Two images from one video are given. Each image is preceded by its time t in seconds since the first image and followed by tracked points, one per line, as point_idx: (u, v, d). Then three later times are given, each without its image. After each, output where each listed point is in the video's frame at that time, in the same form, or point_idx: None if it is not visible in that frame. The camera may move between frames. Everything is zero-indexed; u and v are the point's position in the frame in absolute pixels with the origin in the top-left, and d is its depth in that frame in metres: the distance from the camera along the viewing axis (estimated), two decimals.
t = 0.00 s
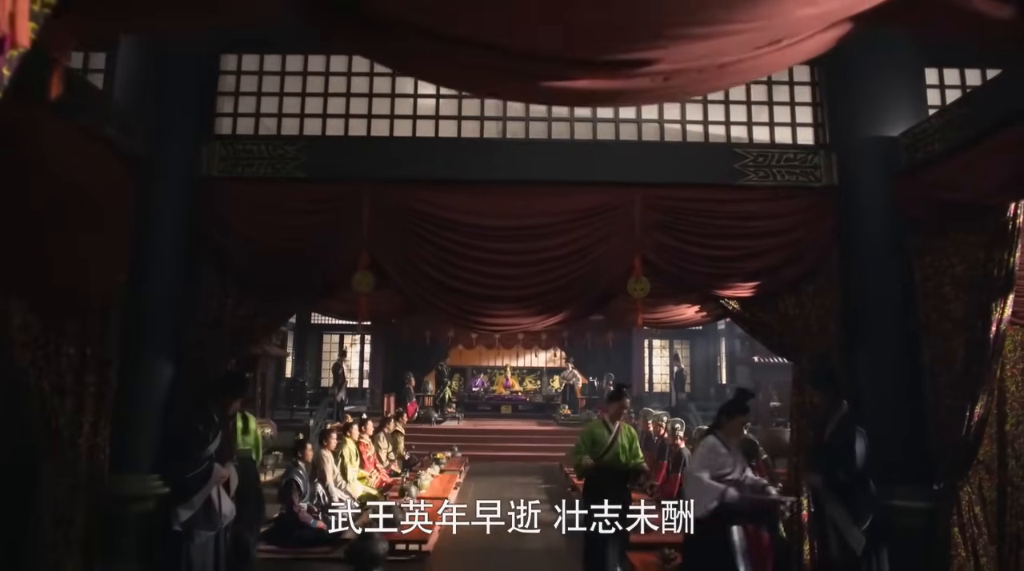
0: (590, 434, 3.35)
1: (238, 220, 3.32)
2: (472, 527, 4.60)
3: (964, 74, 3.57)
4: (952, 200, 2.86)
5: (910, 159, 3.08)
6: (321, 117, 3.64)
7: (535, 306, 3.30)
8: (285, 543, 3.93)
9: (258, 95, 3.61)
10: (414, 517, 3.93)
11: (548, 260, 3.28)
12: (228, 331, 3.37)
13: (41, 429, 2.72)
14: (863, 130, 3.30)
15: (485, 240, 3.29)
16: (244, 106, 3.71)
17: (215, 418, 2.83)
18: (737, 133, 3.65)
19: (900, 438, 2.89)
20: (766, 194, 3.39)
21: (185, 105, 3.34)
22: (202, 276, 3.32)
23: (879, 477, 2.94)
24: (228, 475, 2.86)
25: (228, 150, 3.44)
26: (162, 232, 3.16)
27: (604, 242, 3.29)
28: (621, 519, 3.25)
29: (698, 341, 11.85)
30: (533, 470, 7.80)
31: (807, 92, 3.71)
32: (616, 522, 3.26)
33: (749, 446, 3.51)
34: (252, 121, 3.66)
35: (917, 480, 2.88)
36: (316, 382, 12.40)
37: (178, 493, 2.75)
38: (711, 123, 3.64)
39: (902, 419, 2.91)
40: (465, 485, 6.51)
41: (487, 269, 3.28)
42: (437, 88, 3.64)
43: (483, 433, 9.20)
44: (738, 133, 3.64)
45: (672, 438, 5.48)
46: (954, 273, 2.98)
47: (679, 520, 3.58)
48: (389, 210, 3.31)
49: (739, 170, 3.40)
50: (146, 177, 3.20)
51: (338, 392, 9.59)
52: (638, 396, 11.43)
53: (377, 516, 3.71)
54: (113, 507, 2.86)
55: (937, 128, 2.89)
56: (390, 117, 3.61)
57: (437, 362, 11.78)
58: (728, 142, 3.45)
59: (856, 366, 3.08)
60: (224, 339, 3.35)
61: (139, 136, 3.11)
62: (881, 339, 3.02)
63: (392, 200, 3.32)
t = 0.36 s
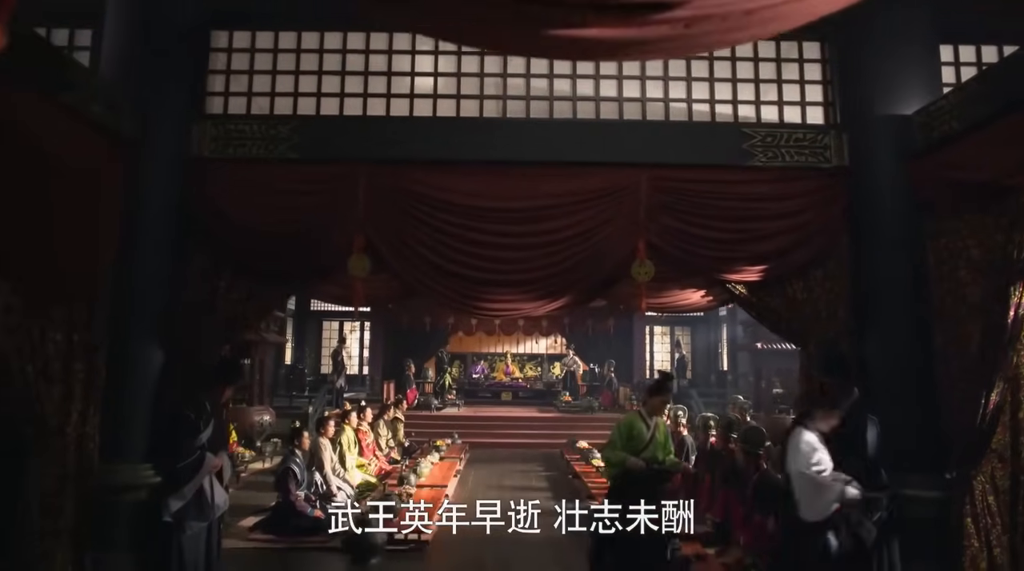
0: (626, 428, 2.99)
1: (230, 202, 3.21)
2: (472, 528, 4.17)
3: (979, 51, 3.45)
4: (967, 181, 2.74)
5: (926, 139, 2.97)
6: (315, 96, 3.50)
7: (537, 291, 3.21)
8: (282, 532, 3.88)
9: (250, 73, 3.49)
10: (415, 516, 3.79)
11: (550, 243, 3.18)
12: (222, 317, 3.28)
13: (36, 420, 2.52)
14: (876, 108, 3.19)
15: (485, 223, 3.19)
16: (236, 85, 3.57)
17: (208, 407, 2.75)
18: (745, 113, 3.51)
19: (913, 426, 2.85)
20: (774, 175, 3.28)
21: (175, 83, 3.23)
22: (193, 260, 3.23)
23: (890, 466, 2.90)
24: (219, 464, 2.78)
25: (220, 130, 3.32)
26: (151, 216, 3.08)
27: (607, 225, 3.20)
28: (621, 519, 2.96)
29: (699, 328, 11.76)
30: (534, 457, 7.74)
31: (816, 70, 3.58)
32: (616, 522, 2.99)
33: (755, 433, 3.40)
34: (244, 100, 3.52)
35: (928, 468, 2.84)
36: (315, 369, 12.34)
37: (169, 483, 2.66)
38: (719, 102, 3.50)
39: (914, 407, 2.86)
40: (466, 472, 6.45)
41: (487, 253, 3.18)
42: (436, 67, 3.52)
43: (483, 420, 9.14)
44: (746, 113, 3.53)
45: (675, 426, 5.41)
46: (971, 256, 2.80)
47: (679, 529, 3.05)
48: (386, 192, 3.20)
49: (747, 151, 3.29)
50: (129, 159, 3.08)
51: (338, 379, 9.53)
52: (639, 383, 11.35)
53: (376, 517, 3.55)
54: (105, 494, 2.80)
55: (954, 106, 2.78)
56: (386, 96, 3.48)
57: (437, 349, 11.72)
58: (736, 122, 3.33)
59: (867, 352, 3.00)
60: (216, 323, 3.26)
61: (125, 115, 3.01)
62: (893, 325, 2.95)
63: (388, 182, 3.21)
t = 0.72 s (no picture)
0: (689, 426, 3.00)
1: (221, 187, 3.11)
2: (472, 527, 3.92)
3: (997, 30, 3.32)
4: (986, 166, 2.64)
5: (943, 121, 2.86)
6: (309, 77, 3.38)
7: (539, 278, 3.11)
8: (279, 525, 3.80)
9: (241, 53, 3.36)
10: (415, 515, 3.71)
11: (552, 230, 3.08)
12: (213, 305, 3.19)
13: (19, 412, 2.44)
14: (889, 89, 3.07)
15: (484, 209, 3.09)
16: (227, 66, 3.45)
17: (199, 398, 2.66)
18: (753, 94, 3.40)
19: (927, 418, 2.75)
20: (783, 159, 3.17)
21: (165, 64, 3.12)
22: (183, 248, 3.13)
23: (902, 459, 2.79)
24: (211, 457, 2.69)
25: (211, 113, 3.21)
26: (141, 202, 2.98)
27: (611, 210, 3.09)
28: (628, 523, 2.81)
29: (700, 317, 11.73)
30: (534, 446, 7.69)
31: (827, 49, 3.44)
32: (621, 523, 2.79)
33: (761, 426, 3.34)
34: (236, 81, 3.39)
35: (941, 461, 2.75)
36: (315, 358, 12.28)
37: (158, 476, 2.59)
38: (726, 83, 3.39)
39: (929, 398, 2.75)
40: (466, 462, 6.39)
41: (487, 240, 3.07)
42: (433, 46, 3.39)
43: (483, 408, 9.08)
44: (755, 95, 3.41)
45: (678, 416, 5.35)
46: (989, 242, 2.71)
47: (678, 523, 3.15)
48: (382, 177, 3.10)
49: (755, 133, 3.18)
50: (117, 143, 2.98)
51: (337, 368, 9.46)
52: (640, 372, 11.29)
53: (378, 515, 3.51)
54: (95, 489, 2.72)
55: (974, 85, 2.67)
56: (381, 76, 3.35)
57: (437, 338, 11.65)
58: (744, 103, 3.22)
59: (880, 343, 2.91)
60: (209, 311, 3.17)
61: (112, 96, 2.90)
62: (906, 313, 2.85)
63: (384, 166, 3.11)
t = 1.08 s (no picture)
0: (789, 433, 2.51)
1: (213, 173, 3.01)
2: (472, 527, 3.79)
3: (1015, 11, 3.21)
4: (1007, 150, 2.54)
5: (960, 104, 2.75)
6: (303, 61, 3.27)
7: (541, 268, 3.00)
8: (275, 521, 3.73)
9: (233, 35, 3.25)
10: (415, 515, 3.63)
11: (555, 218, 2.98)
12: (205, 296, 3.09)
13: None
14: (903, 72, 2.96)
15: (484, 196, 2.99)
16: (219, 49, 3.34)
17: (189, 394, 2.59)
18: (762, 78, 3.29)
19: (944, 413, 2.66)
20: (793, 145, 3.07)
21: (153, 46, 3.00)
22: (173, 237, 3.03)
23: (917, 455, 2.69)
24: (202, 453, 2.64)
25: (201, 97, 3.11)
26: (129, 189, 2.87)
27: (615, 198, 2.99)
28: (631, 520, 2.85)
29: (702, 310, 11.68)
30: (535, 440, 7.61)
31: (839, 32, 3.33)
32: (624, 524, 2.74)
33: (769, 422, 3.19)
34: (228, 65, 3.29)
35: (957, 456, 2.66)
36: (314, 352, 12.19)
37: (146, 473, 2.50)
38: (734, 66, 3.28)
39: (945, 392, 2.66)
40: (465, 456, 6.32)
41: (487, 229, 2.97)
42: (431, 29, 3.28)
43: (484, 401, 9.00)
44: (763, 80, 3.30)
45: (680, 410, 5.28)
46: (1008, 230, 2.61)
47: (678, 524, 3.38)
48: (378, 164, 3.00)
49: (764, 118, 3.07)
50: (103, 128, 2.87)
51: (337, 361, 9.38)
52: (641, 365, 11.22)
53: (378, 514, 3.47)
54: (84, 484, 2.63)
55: (994, 66, 2.57)
56: (378, 60, 3.24)
57: (437, 331, 11.56)
58: (753, 88, 3.11)
59: (893, 335, 2.81)
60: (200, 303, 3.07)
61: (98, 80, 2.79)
62: (921, 304, 2.75)
63: (381, 152, 3.01)
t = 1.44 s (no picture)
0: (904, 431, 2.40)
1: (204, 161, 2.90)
2: (472, 527, 3.72)
3: None
4: None
5: (979, 89, 2.65)
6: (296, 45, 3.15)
7: (542, 259, 2.91)
8: (270, 518, 3.64)
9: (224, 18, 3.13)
10: (415, 514, 3.53)
11: (558, 207, 2.88)
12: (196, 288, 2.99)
13: None
14: (919, 56, 2.85)
15: (484, 185, 2.89)
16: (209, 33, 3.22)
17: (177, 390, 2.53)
18: (772, 63, 3.17)
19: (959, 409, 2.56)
20: (803, 132, 2.96)
21: (140, 28, 2.88)
22: (162, 227, 2.92)
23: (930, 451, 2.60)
24: (191, 451, 2.59)
25: (191, 82, 2.99)
26: (115, 177, 2.75)
27: (620, 187, 2.89)
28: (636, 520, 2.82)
29: (703, 303, 11.64)
30: (536, 435, 7.53)
31: (851, 15, 3.21)
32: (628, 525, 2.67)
33: (778, 419, 3.04)
34: (218, 49, 3.17)
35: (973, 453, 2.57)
36: (313, 345, 12.10)
37: (133, 472, 2.43)
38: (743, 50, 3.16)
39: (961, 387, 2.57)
40: (465, 451, 6.23)
41: (487, 218, 2.88)
42: (429, 11, 3.16)
43: (484, 395, 8.92)
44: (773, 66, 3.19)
45: (684, 404, 5.20)
46: None
47: (677, 524, 3.31)
48: (374, 152, 2.90)
49: (774, 104, 2.96)
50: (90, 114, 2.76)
51: (336, 355, 9.28)
52: (643, 359, 11.13)
53: (379, 514, 3.43)
54: (72, 483, 2.52)
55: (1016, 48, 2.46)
56: (374, 44, 3.12)
57: (437, 325, 11.47)
58: (762, 73, 3.00)
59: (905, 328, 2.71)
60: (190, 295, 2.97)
61: (83, 63, 2.68)
62: (936, 297, 2.65)
63: (376, 139, 2.91)
